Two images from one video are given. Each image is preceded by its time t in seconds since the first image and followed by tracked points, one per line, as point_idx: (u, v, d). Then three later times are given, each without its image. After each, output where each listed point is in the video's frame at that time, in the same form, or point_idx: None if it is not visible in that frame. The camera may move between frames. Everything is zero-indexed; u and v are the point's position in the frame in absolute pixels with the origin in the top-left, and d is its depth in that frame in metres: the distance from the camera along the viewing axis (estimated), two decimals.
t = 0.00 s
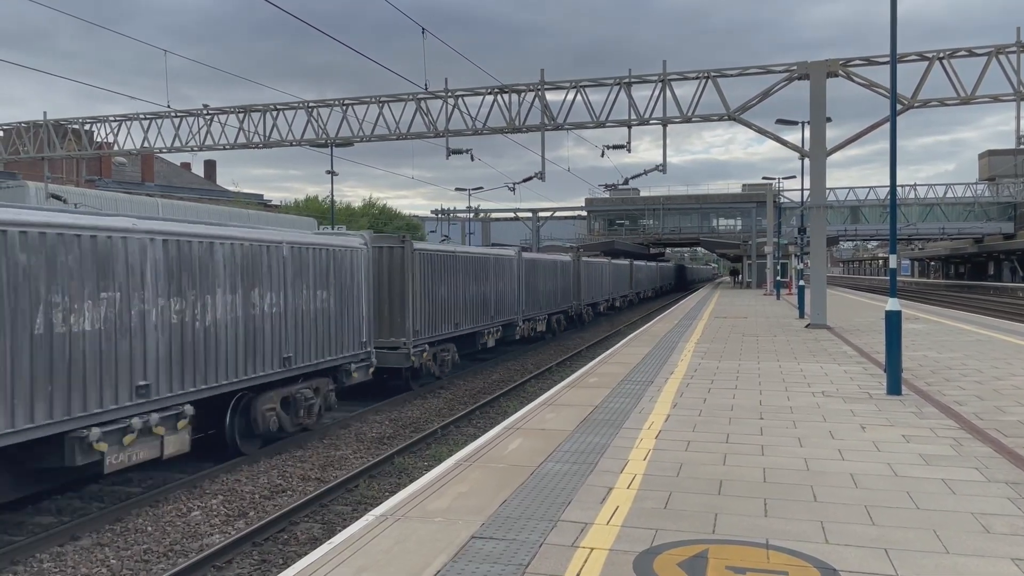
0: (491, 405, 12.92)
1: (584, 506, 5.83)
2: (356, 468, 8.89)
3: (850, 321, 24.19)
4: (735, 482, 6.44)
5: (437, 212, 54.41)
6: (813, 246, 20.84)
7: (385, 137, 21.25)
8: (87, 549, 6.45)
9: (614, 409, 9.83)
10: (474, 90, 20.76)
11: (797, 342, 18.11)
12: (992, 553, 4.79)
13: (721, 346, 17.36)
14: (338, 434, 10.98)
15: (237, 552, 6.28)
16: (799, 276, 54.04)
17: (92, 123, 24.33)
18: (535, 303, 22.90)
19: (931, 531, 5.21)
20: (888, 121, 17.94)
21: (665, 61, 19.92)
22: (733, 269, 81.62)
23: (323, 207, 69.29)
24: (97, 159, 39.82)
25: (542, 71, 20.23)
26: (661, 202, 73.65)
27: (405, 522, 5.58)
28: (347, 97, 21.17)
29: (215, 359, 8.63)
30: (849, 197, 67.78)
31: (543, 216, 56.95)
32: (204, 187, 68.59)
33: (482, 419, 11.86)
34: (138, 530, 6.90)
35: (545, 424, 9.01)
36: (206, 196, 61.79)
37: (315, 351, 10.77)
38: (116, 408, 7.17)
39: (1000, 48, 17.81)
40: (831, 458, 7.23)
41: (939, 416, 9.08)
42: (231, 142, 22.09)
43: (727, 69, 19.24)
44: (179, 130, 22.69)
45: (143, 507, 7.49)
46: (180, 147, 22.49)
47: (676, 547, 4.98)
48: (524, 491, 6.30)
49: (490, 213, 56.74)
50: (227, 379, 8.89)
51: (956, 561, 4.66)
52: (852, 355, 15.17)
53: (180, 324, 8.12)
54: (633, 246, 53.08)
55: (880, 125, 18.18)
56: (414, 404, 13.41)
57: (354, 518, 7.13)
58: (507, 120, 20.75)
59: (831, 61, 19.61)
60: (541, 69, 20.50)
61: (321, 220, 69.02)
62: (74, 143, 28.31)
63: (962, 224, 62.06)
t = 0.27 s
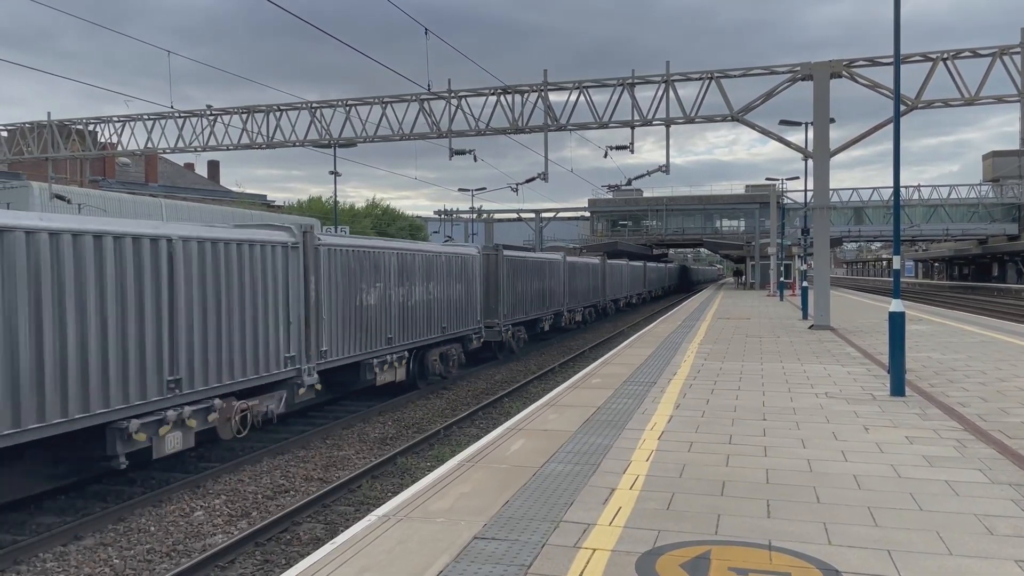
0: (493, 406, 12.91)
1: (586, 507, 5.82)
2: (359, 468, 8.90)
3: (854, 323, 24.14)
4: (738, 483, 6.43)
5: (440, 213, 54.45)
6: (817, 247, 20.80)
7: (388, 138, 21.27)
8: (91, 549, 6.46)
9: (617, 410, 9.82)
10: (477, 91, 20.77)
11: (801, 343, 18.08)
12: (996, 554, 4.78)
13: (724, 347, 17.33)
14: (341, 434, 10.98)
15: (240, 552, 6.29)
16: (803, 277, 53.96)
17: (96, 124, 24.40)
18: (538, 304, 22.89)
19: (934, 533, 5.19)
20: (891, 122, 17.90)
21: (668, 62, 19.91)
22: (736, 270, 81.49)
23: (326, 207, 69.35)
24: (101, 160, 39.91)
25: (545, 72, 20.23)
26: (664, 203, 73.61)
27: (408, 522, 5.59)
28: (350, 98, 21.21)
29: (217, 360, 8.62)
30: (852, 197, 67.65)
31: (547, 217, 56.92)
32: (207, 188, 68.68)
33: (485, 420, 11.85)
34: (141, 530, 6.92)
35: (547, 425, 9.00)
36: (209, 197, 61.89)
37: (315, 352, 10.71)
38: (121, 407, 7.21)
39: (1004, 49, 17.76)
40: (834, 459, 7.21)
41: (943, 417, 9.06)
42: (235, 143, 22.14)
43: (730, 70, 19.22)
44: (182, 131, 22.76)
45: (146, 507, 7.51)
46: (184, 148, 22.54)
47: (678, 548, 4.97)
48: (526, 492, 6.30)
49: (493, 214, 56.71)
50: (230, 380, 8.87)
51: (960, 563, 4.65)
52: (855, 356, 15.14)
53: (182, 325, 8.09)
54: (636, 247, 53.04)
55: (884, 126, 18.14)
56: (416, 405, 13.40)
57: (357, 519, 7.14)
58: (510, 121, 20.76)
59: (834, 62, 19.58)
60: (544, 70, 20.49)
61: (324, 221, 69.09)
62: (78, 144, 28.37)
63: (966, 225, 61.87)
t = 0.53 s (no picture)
0: (495, 406, 12.92)
1: (587, 508, 5.82)
2: (361, 468, 8.91)
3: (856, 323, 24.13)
4: (739, 484, 6.43)
5: (444, 214, 54.51)
6: (819, 248, 20.77)
7: (391, 139, 21.30)
8: (93, 548, 6.47)
9: (619, 411, 9.82)
10: (479, 91, 20.78)
11: (803, 344, 18.05)
12: (999, 556, 4.76)
13: (727, 348, 17.32)
14: (343, 434, 11.00)
15: (242, 552, 6.30)
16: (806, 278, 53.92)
17: (99, 124, 24.46)
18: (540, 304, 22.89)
19: (936, 534, 5.19)
20: (894, 123, 17.87)
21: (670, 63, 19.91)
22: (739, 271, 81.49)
23: (329, 208, 69.45)
24: (104, 160, 40.05)
25: (547, 73, 20.23)
26: (667, 204, 73.60)
27: (409, 522, 5.59)
28: (353, 98, 21.26)
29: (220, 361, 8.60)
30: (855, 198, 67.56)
31: (549, 218, 56.92)
32: (210, 188, 68.82)
33: (487, 420, 11.86)
34: (143, 530, 6.93)
35: (549, 425, 9.01)
36: (212, 197, 62.00)
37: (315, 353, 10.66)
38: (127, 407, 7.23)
39: (1008, 50, 17.72)
40: (836, 460, 7.21)
41: (945, 418, 9.05)
42: (238, 143, 22.19)
43: (733, 71, 19.21)
44: (186, 131, 22.82)
45: (148, 506, 7.53)
46: (187, 148, 22.60)
47: (680, 549, 4.97)
48: (528, 492, 6.31)
49: (496, 215, 56.76)
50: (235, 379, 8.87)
51: (962, 564, 4.64)
52: (858, 357, 15.12)
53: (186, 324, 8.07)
54: (638, 248, 53.07)
55: (887, 127, 18.12)
56: (418, 405, 13.43)
57: (359, 519, 7.14)
58: (512, 122, 20.79)
59: (837, 63, 19.55)
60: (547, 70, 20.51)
61: (326, 221, 69.17)
62: (82, 144, 28.45)
63: (970, 226, 61.75)
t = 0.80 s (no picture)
0: (497, 406, 12.93)
1: (590, 508, 5.83)
2: (363, 468, 8.92)
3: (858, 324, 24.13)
4: (741, 485, 6.44)
5: (446, 214, 54.60)
6: (821, 249, 20.77)
7: (393, 139, 21.31)
8: (95, 548, 6.48)
9: (621, 411, 9.82)
10: (482, 92, 20.80)
11: (805, 345, 18.05)
12: (1002, 557, 4.76)
13: (728, 349, 17.33)
14: (345, 434, 11.01)
15: (244, 552, 6.32)
16: (808, 279, 53.91)
17: (102, 125, 24.51)
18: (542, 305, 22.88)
19: (938, 535, 5.19)
20: (897, 123, 17.86)
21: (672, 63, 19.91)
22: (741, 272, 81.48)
23: (331, 208, 69.51)
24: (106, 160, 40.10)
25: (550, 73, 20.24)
26: (669, 204, 73.60)
27: (411, 523, 5.60)
28: (355, 99, 21.28)
29: (215, 360, 8.55)
30: (857, 199, 67.50)
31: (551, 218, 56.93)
32: (212, 188, 68.94)
33: (489, 420, 11.87)
34: (145, 530, 6.94)
35: (551, 426, 9.02)
36: (214, 197, 62.09)
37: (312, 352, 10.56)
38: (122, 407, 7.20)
39: (1010, 51, 17.70)
40: (838, 461, 7.21)
41: (947, 420, 9.04)
42: (240, 143, 22.22)
43: (735, 71, 19.21)
44: (188, 131, 22.86)
45: (151, 506, 7.54)
46: (189, 148, 22.64)
47: (682, 549, 4.97)
48: (531, 493, 6.32)
49: (498, 215, 56.80)
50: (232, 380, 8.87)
51: (964, 565, 4.64)
52: (860, 358, 15.11)
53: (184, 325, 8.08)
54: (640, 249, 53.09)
55: (889, 128, 18.11)
56: (420, 405, 13.44)
57: (361, 519, 7.15)
58: (514, 122, 20.80)
59: (839, 64, 19.54)
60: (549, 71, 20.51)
61: (328, 221, 69.24)
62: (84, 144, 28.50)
63: (972, 227, 61.68)
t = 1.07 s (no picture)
0: (498, 406, 12.93)
1: (591, 508, 5.83)
2: (364, 468, 8.92)
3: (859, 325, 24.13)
4: (742, 485, 6.45)
5: (447, 214, 54.70)
6: (823, 249, 20.77)
7: (394, 139, 21.33)
8: (97, 548, 6.49)
9: (622, 411, 9.83)
10: (483, 92, 20.82)
11: (806, 345, 18.06)
12: (1004, 558, 4.75)
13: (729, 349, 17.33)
14: (346, 434, 11.01)
15: (245, 552, 6.31)
16: (809, 279, 53.95)
17: (104, 125, 24.54)
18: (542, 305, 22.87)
19: (940, 536, 5.18)
20: (898, 124, 17.87)
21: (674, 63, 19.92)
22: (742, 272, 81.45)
23: (332, 208, 69.56)
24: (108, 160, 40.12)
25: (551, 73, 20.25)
26: (670, 205, 73.62)
27: (412, 522, 5.60)
28: (357, 99, 21.30)
29: (212, 360, 8.49)
30: (859, 199, 67.49)
31: (551, 218, 56.95)
32: (213, 188, 68.99)
33: (490, 420, 11.87)
34: (146, 530, 6.94)
35: (552, 426, 9.03)
36: (216, 197, 62.16)
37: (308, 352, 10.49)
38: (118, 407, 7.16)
39: (1012, 51, 17.70)
40: (839, 461, 7.21)
41: (949, 420, 9.04)
42: (241, 143, 22.24)
43: (736, 72, 19.23)
44: (189, 131, 22.87)
45: (152, 506, 7.54)
46: (191, 148, 22.65)
47: (683, 550, 4.97)
48: (532, 493, 6.32)
49: (499, 215, 56.82)
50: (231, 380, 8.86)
51: (966, 566, 4.64)
52: (862, 358, 15.11)
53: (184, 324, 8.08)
54: (641, 249, 53.14)
55: (890, 129, 18.12)
56: (421, 405, 13.44)
57: (362, 519, 7.15)
58: (515, 122, 20.80)
59: (841, 64, 19.55)
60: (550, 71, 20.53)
61: (329, 221, 69.28)
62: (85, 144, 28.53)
63: (973, 227, 61.67)
